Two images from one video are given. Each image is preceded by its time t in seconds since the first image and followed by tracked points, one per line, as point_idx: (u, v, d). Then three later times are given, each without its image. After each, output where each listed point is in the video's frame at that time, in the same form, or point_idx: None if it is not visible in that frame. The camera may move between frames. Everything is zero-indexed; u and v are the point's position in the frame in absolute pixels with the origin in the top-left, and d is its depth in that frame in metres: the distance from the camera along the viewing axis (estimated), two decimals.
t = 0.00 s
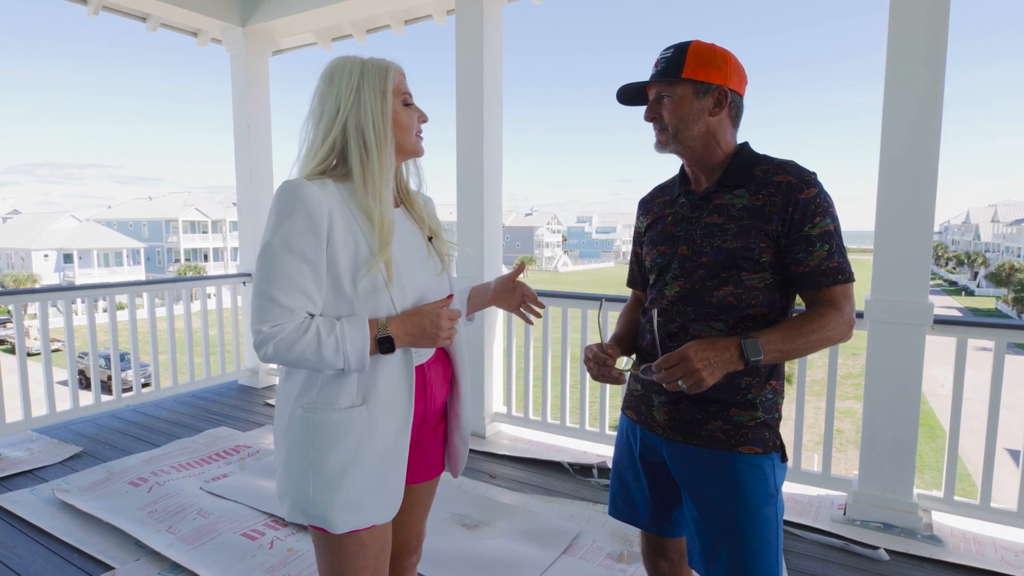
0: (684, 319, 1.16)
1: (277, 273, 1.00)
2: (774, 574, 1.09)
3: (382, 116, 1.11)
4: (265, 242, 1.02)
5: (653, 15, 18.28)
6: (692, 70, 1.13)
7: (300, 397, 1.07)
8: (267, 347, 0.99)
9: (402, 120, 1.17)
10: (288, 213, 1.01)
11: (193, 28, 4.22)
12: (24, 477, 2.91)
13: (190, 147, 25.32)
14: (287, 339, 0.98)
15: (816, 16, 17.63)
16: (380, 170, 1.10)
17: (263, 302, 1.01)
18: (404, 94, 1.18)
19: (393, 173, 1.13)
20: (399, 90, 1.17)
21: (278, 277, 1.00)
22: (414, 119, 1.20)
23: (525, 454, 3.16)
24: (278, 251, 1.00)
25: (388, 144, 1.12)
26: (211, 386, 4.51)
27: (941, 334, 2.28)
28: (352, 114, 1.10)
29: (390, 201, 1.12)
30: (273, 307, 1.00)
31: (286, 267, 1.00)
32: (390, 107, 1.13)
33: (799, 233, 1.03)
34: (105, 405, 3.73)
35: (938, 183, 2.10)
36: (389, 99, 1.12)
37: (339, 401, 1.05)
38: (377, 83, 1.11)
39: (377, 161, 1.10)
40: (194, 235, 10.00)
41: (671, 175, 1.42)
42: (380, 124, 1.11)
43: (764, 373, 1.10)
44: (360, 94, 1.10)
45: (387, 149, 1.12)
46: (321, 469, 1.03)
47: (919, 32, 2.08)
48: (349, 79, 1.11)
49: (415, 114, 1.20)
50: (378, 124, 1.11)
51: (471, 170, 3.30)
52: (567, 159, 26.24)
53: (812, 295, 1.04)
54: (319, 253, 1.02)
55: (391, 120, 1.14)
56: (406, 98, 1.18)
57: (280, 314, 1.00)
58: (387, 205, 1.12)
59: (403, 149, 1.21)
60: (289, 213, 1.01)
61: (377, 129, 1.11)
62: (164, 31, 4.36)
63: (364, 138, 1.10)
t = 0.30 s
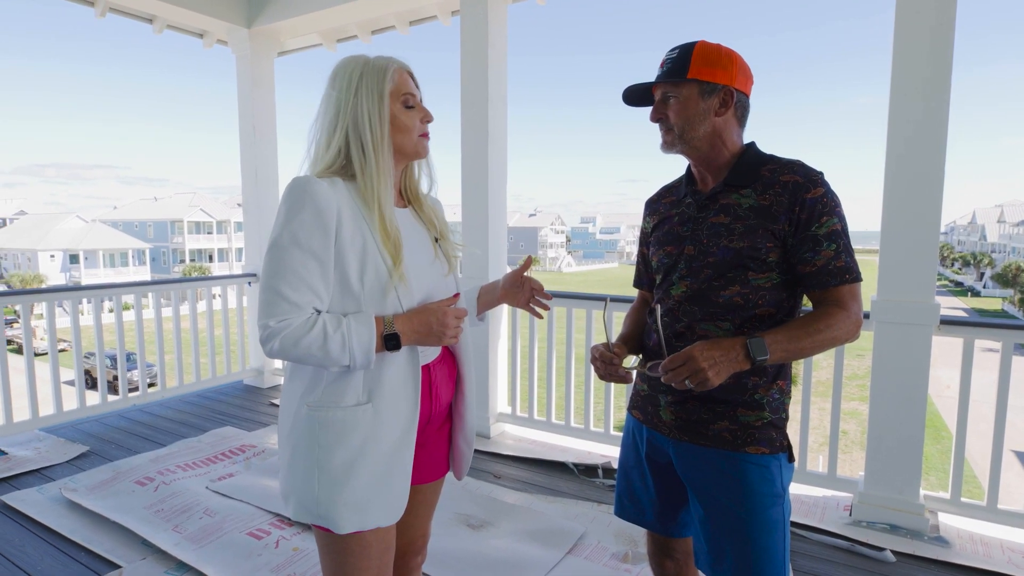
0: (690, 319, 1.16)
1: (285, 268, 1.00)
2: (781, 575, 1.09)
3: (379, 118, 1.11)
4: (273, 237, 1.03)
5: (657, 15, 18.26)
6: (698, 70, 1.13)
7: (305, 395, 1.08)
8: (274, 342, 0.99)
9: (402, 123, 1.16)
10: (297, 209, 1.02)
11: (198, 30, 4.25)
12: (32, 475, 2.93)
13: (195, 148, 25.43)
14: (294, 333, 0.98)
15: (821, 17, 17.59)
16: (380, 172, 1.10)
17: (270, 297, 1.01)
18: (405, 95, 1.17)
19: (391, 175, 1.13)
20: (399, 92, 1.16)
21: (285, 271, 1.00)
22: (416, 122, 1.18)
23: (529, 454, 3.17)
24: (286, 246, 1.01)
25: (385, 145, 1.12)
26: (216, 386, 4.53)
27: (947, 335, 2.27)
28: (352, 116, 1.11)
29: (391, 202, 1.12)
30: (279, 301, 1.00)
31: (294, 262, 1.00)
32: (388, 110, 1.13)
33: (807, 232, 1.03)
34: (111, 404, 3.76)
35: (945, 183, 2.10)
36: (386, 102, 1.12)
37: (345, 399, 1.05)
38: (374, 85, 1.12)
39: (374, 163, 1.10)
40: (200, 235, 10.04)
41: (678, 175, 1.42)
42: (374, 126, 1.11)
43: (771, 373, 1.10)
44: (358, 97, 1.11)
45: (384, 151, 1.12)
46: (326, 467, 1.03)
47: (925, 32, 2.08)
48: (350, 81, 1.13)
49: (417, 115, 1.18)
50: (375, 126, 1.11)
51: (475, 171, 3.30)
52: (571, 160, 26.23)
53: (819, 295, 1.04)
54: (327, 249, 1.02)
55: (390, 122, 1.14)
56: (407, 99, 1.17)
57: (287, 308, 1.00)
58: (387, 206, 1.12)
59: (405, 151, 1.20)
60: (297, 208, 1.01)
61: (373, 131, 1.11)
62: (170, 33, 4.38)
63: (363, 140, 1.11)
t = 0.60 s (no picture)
0: (694, 318, 1.16)
1: (285, 266, 1.02)
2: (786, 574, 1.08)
3: (361, 125, 1.11)
4: (274, 235, 1.04)
5: (660, 14, 18.25)
6: (703, 69, 1.13)
7: (308, 390, 1.09)
8: (273, 338, 1.00)
9: (390, 130, 1.16)
10: (297, 207, 1.03)
11: (204, 30, 4.27)
12: (39, 473, 2.95)
13: (200, 148, 25.55)
14: (292, 330, 0.99)
15: (825, 16, 17.57)
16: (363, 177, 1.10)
17: (272, 293, 1.02)
18: (392, 101, 1.15)
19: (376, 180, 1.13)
20: (384, 98, 1.14)
21: (286, 268, 1.01)
22: (406, 127, 1.16)
23: (533, 454, 3.17)
24: (287, 244, 1.02)
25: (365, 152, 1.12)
26: (222, 385, 4.55)
27: (954, 335, 2.26)
28: (341, 123, 1.13)
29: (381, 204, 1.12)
30: (280, 298, 1.01)
31: (293, 258, 1.02)
32: (370, 116, 1.12)
33: (813, 232, 1.03)
34: (117, 403, 3.78)
35: (952, 182, 2.08)
36: (367, 110, 1.12)
37: (346, 395, 1.06)
38: (356, 92, 1.11)
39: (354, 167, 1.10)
40: (205, 234, 10.08)
41: (683, 175, 1.41)
42: (356, 135, 1.11)
43: (776, 373, 1.10)
44: (342, 106, 1.12)
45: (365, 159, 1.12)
46: (326, 462, 1.04)
47: (930, 31, 2.07)
48: (338, 89, 1.13)
49: (409, 120, 1.17)
50: (359, 134, 1.11)
51: (480, 171, 3.30)
52: (575, 159, 26.20)
53: (825, 295, 1.03)
54: (325, 246, 1.03)
55: (372, 129, 1.14)
56: (394, 104, 1.15)
57: (287, 305, 1.01)
58: (378, 206, 1.11)
59: (396, 155, 1.19)
60: (297, 206, 1.03)
61: (355, 138, 1.11)
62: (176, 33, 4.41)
63: (348, 147, 1.12)
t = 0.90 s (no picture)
0: (695, 319, 1.16)
1: (281, 280, 1.03)
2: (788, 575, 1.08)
3: (373, 130, 1.10)
4: (270, 250, 1.06)
5: (661, 14, 18.25)
6: (705, 70, 1.13)
7: (311, 396, 1.10)
8: (275, 351, 1.03)
9: (398, 137, 1.16)
10: (287, 223, 1.04)
11: (208, 31, 4.28)
12: (44, 473, 2.96)
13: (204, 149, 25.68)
14: (291, 344, 1.02)
15: (825, 17, 17.57)
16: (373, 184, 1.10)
17: (270, 308, 1.04)
18: (404, 109, 1.14)
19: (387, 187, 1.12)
20: (398, 107, 1.14)
21: (282, 284, 1.03)
22: (413, 136, 1.17)
23: (536, 454, 3.17)
24: (281, 260, 1.04)
25: (376, 159, 1.11)
26: (225, 385, 4.56)
27: (958, 335, 2.25)
28: (346, 127, 1.11)
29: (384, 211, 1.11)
30: (278, 313, 1.03)
31: (289, 274, 1.03)
32: (383, 123, 1.12)
33: (813, 233, 1.03)
34: (122, 403, 3.79)
35: (955, 183, 2.08)
36: (381, 114, 1.11)
37: (346, 401, 1.07)
38: (371, 96, 1.10)
39: (363, 175, 1.10)
40: (209, 235, 10.12)
41: (685, 175, 1.42)
42: (368, 140, 1.10)
43: (777, 374, 1.10)
44: (353, 109, 1.11)
45: (374, 164, 1.11)
46: (328, 468, 1.05)
47: (933, 32, 2.07)
48: (345, 91, 1.12)
49: (416, 129, 1.17)
50: (371, 140, 1.10)
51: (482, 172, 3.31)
52: (578, 160, 26.20)
53: (826, 295, 1.03)
54: (316, 260, 1.04)
55: (384, 137, 1.13)
56: (405, 113, 1.15)
57: (285, 320, 1.03)
58: (375, 214, 1.10)
59: (400, 162, 1.19)
60: (286, 222, 1.04)
61: (369, 144, 1.10)
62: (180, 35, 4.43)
63: (357, 151, 1.10)
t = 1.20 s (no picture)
0: (690, 319, 1.16)
1: (279, 294, 1.05)
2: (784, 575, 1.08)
3: (376, 141, 1.09)
4: (268, 263, 1.07)
5: (661, 15, 18.27)
6: (700, 71, 1.13)
7: (311, 402, 1.11)
8: (274, 363, 1.05)
9: (400, 145, 1.15)
10: (282, 237, 1.05)
11: (208, 32, 4.29)
12: (43, 474, 2.96)
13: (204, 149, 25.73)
14: (290, 357, 1.03)
15: (824, 18, 17.66)
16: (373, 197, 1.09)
17: (269, 321, 1.06)
18: (405, 116, 1.14)
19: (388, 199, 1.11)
20: (399, 115, 1.14)
21: (280, 298, 1.05)
22: (416, 143, 1.17)
23: (535, 455, 3.17)
24: (279, 274, 1.05)
25: (379, 170, 1.10)
26: (225, 386, 4.56)
27: (957, 336, 2.25)
28: (347, 137, 1.11)
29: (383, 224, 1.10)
30: (277, 327, 1.05)
31: (286, 290, 1.05)
32: (385, 133, 1.11)
33: (808, 232, 1.03)
34: (121, 403, 3.79)
35: (954, 183, 2.08)
36: (384, 124, 1.09)
37: (343, 410, 1.07)
38: (373, 106, 1.09)
39: (363, 187, 1.09)
40: (209, 235, 10.14)
41: (681, 175, 1.42)
42: (372, 149, 1.09)
43: (773, 374, 1.10)
44: (354, 119, 1.09)
45: (378, 176, 1.10)
46: (325, 475, 1.06)
47: (932, 32, 2.06)
48: (345, 100, 1.10)
49: (417, 137, 1.17)
50: (374, 149, 1.09)
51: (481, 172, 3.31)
52: (578, 160, 26.21)
53: (822, 295, 1.03)
54: (311, 274, 1.05)
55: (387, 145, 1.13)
56: (406, 120, 1.15)
57: (283, 333, 1.04)
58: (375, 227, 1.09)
59: (403, 170, 1.19)
60: (282, 236, 1.04)
61: (371, 154, 1.09)
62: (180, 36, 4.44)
63: (358, 162, 1.09)
